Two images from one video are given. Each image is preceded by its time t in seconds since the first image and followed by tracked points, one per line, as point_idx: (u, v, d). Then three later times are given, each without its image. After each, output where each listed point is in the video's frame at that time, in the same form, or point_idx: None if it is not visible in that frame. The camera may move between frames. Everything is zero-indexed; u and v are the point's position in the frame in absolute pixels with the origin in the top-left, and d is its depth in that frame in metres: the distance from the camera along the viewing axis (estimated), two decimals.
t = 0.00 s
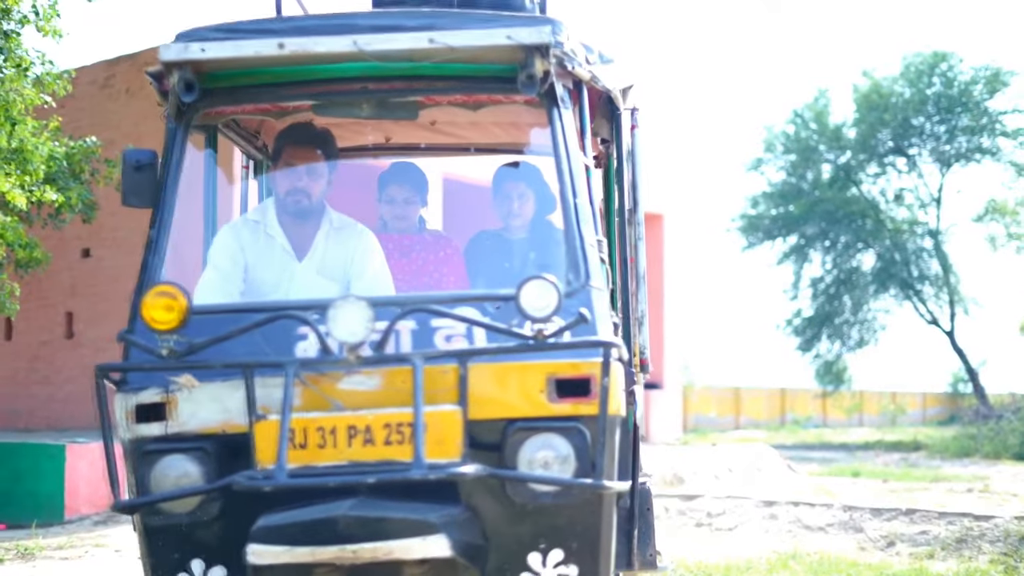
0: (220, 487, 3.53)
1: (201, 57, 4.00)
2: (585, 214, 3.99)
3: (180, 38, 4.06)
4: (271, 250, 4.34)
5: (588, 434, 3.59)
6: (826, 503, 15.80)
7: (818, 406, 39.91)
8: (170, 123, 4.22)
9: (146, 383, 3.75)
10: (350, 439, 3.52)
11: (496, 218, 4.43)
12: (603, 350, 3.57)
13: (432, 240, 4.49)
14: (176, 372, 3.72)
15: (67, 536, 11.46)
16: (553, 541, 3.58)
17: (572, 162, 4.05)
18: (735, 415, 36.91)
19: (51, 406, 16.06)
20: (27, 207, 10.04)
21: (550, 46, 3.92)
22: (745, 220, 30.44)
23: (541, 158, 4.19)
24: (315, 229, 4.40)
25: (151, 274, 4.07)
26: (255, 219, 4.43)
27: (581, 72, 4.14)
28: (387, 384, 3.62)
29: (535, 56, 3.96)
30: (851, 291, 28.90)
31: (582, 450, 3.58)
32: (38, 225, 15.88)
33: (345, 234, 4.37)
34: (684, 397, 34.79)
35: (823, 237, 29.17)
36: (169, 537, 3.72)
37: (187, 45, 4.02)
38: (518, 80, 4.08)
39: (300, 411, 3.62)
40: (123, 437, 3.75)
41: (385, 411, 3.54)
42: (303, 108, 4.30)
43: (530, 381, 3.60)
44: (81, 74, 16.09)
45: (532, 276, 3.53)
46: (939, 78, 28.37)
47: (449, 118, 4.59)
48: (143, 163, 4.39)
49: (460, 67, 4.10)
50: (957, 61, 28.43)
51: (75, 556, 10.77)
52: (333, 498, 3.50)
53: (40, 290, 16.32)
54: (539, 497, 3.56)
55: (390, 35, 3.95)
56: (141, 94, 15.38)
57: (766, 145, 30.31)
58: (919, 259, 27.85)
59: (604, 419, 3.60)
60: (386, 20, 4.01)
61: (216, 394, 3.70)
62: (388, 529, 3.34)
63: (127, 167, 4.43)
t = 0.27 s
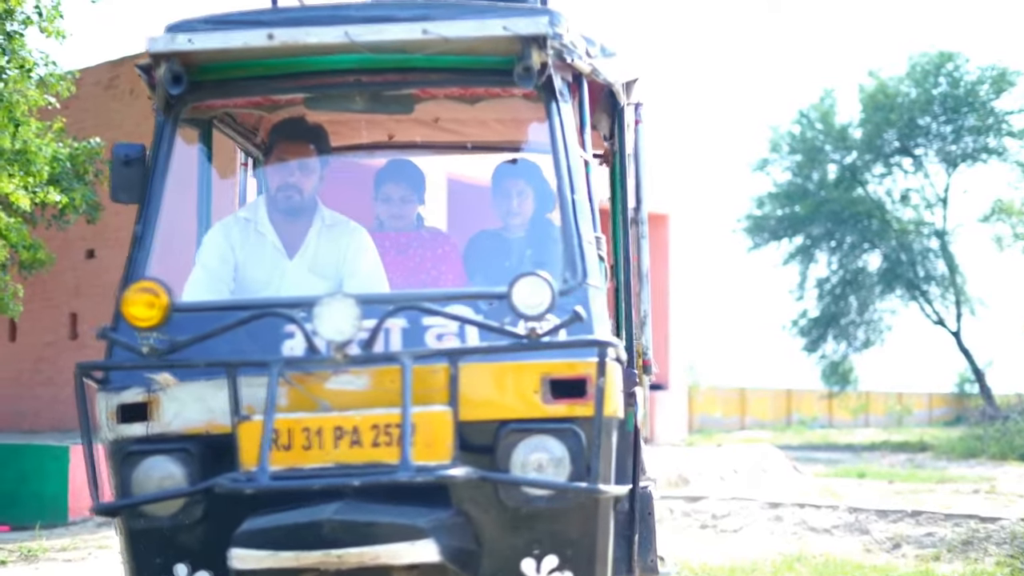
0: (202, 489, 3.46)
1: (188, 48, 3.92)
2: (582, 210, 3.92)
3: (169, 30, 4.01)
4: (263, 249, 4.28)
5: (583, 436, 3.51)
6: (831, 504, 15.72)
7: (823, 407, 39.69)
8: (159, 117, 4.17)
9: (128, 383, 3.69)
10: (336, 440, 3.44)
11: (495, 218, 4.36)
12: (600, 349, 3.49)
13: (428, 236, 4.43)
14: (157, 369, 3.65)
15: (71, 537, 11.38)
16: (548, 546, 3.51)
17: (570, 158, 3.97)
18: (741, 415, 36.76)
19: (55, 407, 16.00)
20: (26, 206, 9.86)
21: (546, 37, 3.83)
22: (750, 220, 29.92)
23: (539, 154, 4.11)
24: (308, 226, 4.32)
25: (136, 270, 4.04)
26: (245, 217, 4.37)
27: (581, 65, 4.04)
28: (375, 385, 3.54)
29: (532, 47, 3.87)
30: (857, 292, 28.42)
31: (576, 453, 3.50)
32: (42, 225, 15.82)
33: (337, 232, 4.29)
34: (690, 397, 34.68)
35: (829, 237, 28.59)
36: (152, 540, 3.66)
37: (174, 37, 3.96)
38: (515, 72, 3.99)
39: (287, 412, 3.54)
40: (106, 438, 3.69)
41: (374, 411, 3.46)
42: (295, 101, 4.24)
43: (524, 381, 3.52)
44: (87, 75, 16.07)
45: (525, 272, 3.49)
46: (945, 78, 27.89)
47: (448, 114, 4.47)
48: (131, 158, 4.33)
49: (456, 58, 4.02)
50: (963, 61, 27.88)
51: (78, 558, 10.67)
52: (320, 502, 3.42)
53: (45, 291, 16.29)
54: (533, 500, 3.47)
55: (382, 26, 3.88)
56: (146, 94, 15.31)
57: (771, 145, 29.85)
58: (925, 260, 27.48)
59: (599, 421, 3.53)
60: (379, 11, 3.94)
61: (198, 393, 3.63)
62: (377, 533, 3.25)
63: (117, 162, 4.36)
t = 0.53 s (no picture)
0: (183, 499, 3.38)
1: (174, 38, 3.87)
2: (582, 206, 3.82)
3: (159, 20, 3.94)
4: (252, 242, 4.20)
5: (580, 443, 3.39)
6: (840, 507, 15.64)
7: (832, 408, 39.37)
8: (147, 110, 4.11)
9: (109, 387, 3.60)
10: (322, 447, 3.33)
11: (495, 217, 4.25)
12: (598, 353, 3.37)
13: (424, 233, 4.37)
14: (141, 373, 3.58)
15: (76, 539, 11.26)
16: (544, 554, 3.44)
17: (570, 152, 3.88)
18: (749, 415, 36.71)
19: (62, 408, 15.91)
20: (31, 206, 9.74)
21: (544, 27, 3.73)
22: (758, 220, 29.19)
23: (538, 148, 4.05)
24: (299, 219, 4.27)
25: (121, 269, 3.94)
26: (234, 213, 4.27)
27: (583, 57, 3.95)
28: (364, 389, 3.46)
29: (530, 36, 3.79)
30: (865, 292, 27.88)
31: (573, 462, 3.38)
32: (48, 227, 15.73)
33: (330, 223, 4.25)
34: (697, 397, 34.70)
35: (838, 238, 27.97)
36: (133, 547, 3.60)
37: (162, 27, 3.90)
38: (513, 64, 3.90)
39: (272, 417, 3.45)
40: (87, 443, 3.61)
41: (360, 418, 3.35)
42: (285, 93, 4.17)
43: (517, 387, 3.43)
44: (93, 75, 16.01)
45: (519, 273, 3.37)
46: (954, 78, 26.97)
47: (446, 107, 4.39)
48: (119, 153, 4.25)
49: (451, 48, 3.94)
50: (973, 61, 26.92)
51: (85, 560, 10.52)
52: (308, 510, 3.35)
53: (50, 292, 16.23)
54: (527, 511, 3.38)
55: (375, 15, 3.78)
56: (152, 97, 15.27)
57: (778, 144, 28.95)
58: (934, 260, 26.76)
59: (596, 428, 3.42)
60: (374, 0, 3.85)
61: (181, 397, 3.56)
62: (365, 543, 3.20)
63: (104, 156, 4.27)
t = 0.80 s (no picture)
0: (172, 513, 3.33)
1: (164, 36, 3.74)
2: (587, 208, 3.72)
3: (149, 16, 3.81)
4: (248, 242, 4.15)
5: (583, 456, 3.34)
6: (854, 509, 15.54)
7: (846, 408, 39.05)
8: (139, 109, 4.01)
9: (97, 398, 3.55)
10: (315, 461, 3.29)
11: (501, 208, 4.02)
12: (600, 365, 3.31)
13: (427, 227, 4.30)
14: (127, 387, 3.53)
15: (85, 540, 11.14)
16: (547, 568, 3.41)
17: (574, 153, 3.78)
18: (761, 416, 36.61)
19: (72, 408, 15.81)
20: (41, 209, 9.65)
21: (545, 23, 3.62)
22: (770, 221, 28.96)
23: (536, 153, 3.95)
24: (295, 218, 4.21)
25: (110, 275, 3.84)
26: (230, 213, 4.22)
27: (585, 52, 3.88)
28: (359, 401, 3.40)
29: (530, 33, 3.68)
30: (878, 293, 27.38)
31: (575, 474, 3.33)
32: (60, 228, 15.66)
33: (326, 220, 4.17)
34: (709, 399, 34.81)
35: (851, 237, 27.51)
36: (121, 561, 3.54)
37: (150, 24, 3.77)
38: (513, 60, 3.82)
39: (263, 429, 3.40)
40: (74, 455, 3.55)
41: (355, 430, 3.31)
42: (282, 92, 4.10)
43: (516, 397, 3.36)
44: (104, 76, 15.95)
45: (517, 281, 3.28)
46: (967, 78, 26.28)
47: (448, 102, 4.31)
48: (110, 152, 4.03)
49: (448, 45, 3.86)
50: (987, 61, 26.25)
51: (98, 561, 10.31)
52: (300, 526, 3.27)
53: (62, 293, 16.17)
54: (528, 527, 3.30)
55: (370, 12, 3.69)
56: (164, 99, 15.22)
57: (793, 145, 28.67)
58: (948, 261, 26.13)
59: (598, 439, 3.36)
60: None
61: (172, 409, 3.50)
62: (359, 562, 3.10)
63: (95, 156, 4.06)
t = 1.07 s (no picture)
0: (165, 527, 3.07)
1: (156, 35, 3.48)
2: (591, 209, 3.44)
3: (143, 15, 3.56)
4: (247, 247, 3.83)
5: (587, 467, 3.07)
6: (872, 511, 15.45)
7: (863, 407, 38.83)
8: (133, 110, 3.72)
9: (88, 407, 3.28)
10: (310, 473, 3.04)
11: (510, 209, 3.73)
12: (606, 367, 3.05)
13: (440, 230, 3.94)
14: (119, 397, 3.26)
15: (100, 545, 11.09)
16: None
17: (578, 151, 3.49)
18: (779, 417, 36.44)
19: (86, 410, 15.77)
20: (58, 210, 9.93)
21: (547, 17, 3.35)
22: (788, 221, 28.53)
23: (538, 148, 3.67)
24: (294, 224, 3.86)
25: (101, 281, 3.57)
26: (229, 218, 3.88)
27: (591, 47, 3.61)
28: (353, 410, 3.13)
29: (534, 28, 3.40)
30: (897, 293, 27.23)
31: (578, 486, 3.06)
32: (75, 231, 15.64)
33: (329, 226, 3.84)
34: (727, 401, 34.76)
35: (869, 238, 27.18)
36: None
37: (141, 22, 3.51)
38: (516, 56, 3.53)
39: (256, 440, 3.14)
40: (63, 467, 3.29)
41: (350, 440, 3.05)
42: (280, 92, 3.81)
43: (517, 405, 3.10)
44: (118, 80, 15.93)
45: (518, 284, 3.02)
46: (985, 77, 25.96)
47: (454, 97, 4.06)
48: (104, 155, 3.89)
49: (448, 42, 3.57)
50: (1006, 60, 25.97)
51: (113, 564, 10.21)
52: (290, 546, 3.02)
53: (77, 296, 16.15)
54: (531, 539, 3.03)
55: (368, 7, 3.42)
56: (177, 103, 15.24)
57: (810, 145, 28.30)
58: (966, 260, 25.92)
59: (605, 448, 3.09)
60: None
61: (165, 420, 3.23)
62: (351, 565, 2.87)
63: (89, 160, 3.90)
